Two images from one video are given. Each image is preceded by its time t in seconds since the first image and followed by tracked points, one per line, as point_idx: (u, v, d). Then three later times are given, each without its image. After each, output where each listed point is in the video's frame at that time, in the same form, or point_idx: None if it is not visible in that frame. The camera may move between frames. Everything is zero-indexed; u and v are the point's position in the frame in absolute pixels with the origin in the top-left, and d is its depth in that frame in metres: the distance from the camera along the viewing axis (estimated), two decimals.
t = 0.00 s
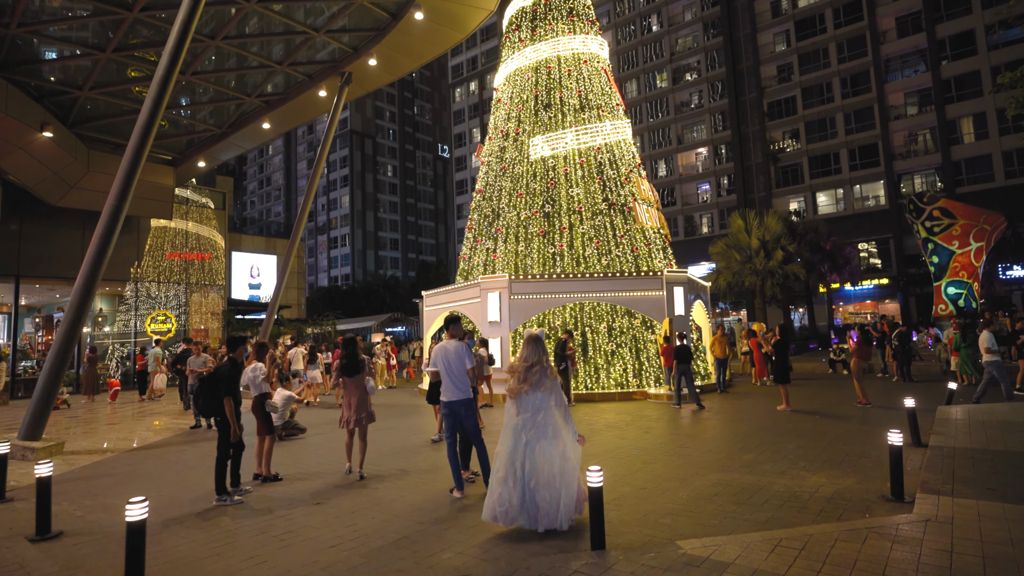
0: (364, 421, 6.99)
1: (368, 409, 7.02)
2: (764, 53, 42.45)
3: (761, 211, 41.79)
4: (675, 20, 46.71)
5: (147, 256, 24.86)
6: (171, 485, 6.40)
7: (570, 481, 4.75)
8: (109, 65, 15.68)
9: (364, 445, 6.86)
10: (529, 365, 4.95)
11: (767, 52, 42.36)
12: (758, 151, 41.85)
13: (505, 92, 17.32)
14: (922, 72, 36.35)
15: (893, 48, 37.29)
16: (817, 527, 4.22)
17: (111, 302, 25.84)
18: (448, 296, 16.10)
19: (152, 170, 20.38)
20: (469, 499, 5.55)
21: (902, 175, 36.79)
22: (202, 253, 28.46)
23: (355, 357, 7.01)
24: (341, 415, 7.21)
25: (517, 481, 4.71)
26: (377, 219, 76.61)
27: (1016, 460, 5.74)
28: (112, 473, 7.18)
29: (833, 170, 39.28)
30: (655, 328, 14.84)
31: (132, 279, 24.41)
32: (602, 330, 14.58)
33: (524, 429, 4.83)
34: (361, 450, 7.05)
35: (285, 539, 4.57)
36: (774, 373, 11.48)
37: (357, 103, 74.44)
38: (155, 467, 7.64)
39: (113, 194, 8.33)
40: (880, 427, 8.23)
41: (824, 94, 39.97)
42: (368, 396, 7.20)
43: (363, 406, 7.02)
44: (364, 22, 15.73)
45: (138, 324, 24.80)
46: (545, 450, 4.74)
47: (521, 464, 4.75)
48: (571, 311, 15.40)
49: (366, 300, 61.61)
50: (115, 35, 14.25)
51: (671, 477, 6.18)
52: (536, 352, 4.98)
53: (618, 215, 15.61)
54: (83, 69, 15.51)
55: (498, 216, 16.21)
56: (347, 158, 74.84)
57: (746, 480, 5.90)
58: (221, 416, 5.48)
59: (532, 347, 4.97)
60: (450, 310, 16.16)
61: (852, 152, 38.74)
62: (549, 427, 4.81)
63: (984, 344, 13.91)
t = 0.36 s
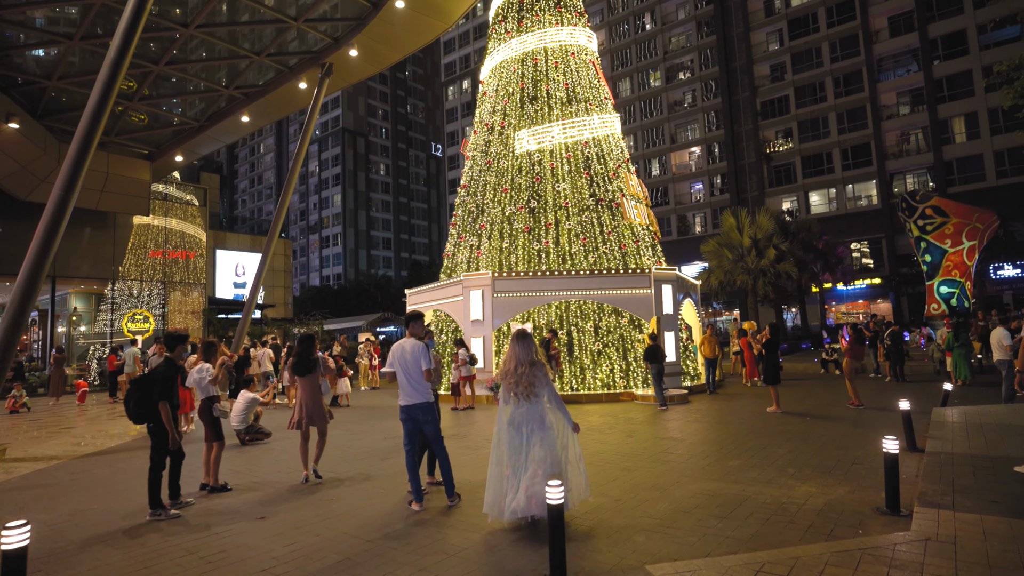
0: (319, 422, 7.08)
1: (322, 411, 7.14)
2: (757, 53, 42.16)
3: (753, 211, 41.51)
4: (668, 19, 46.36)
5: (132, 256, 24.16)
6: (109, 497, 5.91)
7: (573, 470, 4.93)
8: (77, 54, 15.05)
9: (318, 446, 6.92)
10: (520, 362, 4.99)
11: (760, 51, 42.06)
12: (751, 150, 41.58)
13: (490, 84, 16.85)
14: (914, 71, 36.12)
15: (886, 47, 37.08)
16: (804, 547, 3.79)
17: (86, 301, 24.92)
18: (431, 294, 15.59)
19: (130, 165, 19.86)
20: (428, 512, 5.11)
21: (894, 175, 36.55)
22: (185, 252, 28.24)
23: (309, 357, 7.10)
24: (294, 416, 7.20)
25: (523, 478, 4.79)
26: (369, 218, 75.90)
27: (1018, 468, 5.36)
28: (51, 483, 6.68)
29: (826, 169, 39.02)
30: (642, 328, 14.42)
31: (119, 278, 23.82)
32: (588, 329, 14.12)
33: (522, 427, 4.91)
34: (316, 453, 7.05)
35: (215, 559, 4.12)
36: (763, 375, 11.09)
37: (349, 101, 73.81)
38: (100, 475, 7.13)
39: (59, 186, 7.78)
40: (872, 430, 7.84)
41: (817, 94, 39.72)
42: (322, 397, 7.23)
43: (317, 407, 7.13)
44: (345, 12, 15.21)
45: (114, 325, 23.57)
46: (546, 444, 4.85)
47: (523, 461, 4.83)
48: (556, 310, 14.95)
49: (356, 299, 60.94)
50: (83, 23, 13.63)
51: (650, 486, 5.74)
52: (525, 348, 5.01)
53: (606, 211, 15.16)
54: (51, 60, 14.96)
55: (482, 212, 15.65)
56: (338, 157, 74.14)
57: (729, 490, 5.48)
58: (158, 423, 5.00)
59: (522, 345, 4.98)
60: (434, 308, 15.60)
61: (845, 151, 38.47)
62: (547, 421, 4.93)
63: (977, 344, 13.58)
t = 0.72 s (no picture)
0: (281, 429, 6.77)
1: (285, 417, 6.79)
2: (753, 51, 41.77)
3: (749, 210, 41.13)
4: (664, 17, 45.89)
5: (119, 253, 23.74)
6: (43, 513, 5.41)
7: (573, 479, 4.75)
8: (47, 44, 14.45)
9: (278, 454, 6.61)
10: (517, 367, 4.67)
11: (756, 50, 41.66)
12: (747, 150, 41.21)
13: (478, 78, 16.39)
14: (911, 71, 35.78)
15: (882, 46, 36.73)
16: None
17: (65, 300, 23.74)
18: (416, 293, 15.09)
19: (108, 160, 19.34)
20: (385, 533, 4.62)
21: (890, 175, 36.25)
22: (171, 249, 27.95)
23: (269, 361, 6.76)
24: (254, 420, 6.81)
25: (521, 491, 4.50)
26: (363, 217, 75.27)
27: None
28: None
29: (822, 169, 38.65)
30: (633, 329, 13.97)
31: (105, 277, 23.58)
32: (578, 330, 13.63)
33: (520, 437, 4.61)
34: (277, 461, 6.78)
35: None
36: (759, 379, 10.64)
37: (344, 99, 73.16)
38: (45, 485, 6.63)
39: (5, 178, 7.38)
40: (872, 440, 7.40)
41: (813, 93, 39.34)
42: (283, 401, 6.88)
43: (280, 412, 6.78)
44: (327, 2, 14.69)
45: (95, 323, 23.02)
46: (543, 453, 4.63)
47: (521, 472, 4.55)
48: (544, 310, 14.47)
49: (349, 298, 60.37)
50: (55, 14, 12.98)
51: (633, 503, 5.28)
52: (525, 354, 4.70)
53: (596, 207, 14.70)
54: (23, 51, 14.45)
55: (468, 209, 15.14)
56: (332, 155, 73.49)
57: (719, 508, 5.02)
58: (86, 432, 4.48)
59: (524, 351, 4.65)
60: (419, 308, 15.06)
61: (841, 151, 38.11)
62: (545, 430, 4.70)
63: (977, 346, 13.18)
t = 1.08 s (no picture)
0: (241, 438, 6.19)
1: (245, 424, 6.21)
2: (747, 54, 41.55)
3: (742, 212, 40.86)
4: (658, 19, 45.62)
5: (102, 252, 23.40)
6: None
7: (572, 482, 4.66)
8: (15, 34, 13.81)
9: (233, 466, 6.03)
10: (519, 363, 4.82)
11: (749, 53, 41.45)
12: (741, 152, 40.93)
13: (465, 73, 15.91)
14: (904, 74, 35.62)
15: (876, 50, 36.54)
16: None
17: (40, 300, 23.60)
18: (399, 293, 14.60)
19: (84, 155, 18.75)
20: (334, 563, 4.17)
21: (883, 178, 36.01)
22: (156, 248, 27.05)
23: (227, 366, 6.19)
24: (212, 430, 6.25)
25: (511, 483, 4.58)
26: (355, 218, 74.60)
27: None
28: None
29: (816, 171, 38.39)
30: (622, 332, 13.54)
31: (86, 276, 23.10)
32: (565, 332, 13.16)
33: (518, 431, 4.69)
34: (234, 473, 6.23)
35: None
36: (751, 386, 10.23)
37: (337, 98, 72.49)
38: None
39: None
40: (871, 451, 7.00)
41: (806, 96, 39.11)
42: (244, 409, 6.27)
43: (241, 420, 6.21)
44: None
45: (69, 324, 22.84)
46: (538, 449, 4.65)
47: (514, 466, 4.61)
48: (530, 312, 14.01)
49: (340, 300, 59.73)
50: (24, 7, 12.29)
51: (614, 526, 4.85)
52: (529, 349, 4.85)
53: (586, 207, 14.28)
54: None
55: (454, 207, 14.62)
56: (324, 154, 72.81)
57: (708, 531, 4.59)
58: None
59: (528, 346, 4.81)
60: (402, 309, 14.58)
61: (834, 154, 37.86)
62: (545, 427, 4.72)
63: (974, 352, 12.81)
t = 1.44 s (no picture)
0: (186, 449, 5.70)
1: (191, 433, 5.74)
2: (735, 55, 41.44)
3: (730, 214, 40.69)
4: (647, 20, 45.44)
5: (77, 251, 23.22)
6: None
7: (552, 498, 4.38)
8: None
9: (180, 478, 5.55)
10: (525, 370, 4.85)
11: (737, 54, 41.34)
12: (729, 153, 40.78)
13: (446, 67, 15.45)
14: (890, 76, 35.62)
15: (863, 51, 36.51)
16: None
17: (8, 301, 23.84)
18: (377, 294, 14.10)
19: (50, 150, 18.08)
20: None
21: (871, 179, 35.93)
22: (135, 249, 26.17)
23: (172, 370, 5.76)
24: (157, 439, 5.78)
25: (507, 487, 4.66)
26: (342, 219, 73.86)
27: None
28: None
29: (803, 173, 38.28)
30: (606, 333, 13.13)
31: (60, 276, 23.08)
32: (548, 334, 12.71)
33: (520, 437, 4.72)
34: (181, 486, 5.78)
35: None
36: (738, 389, 9.84)
37: (324, 98, 71.72)
38: None
39: None
40: (865, 458, 6.61)
41: (794, 97, 38.97)
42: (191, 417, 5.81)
43: (185, 429, 5.73)
44: None
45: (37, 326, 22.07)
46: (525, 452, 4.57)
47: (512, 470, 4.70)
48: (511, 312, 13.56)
49: (326, 302, 58.93)
50: None
51: (589, 543, 4.42)
52: (533, 355, 4.75)
53: (569, 204, 13.88)
54: None
55: (434, 204, 14.13)
56: (310, 155, 71.99)
57: (689, 550, 4.17)
58: None
59: (528, 350, 4.73)
60: (380, 309, 14.08)
61: (822, 156, 37.74)
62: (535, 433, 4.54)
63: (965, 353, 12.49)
